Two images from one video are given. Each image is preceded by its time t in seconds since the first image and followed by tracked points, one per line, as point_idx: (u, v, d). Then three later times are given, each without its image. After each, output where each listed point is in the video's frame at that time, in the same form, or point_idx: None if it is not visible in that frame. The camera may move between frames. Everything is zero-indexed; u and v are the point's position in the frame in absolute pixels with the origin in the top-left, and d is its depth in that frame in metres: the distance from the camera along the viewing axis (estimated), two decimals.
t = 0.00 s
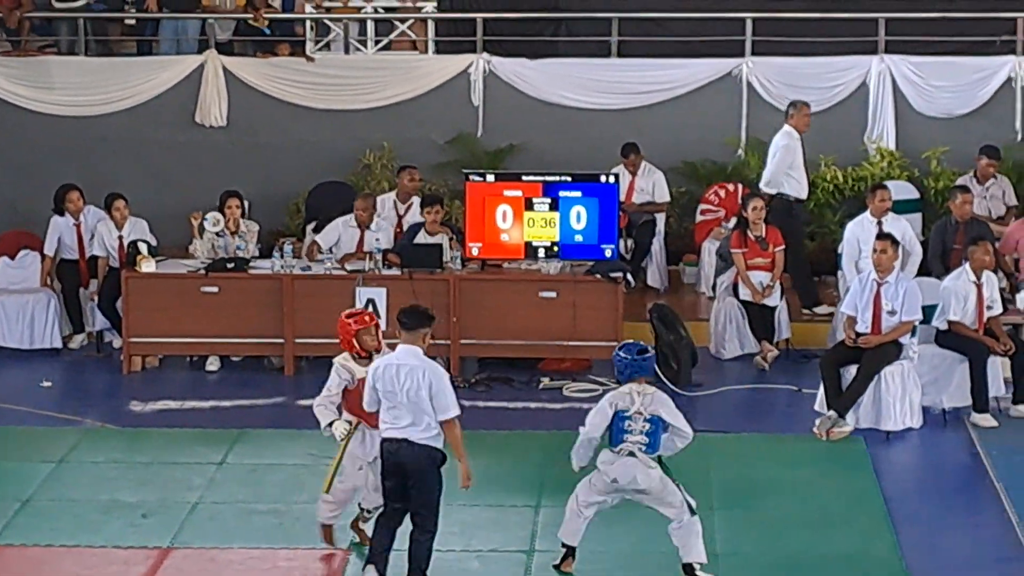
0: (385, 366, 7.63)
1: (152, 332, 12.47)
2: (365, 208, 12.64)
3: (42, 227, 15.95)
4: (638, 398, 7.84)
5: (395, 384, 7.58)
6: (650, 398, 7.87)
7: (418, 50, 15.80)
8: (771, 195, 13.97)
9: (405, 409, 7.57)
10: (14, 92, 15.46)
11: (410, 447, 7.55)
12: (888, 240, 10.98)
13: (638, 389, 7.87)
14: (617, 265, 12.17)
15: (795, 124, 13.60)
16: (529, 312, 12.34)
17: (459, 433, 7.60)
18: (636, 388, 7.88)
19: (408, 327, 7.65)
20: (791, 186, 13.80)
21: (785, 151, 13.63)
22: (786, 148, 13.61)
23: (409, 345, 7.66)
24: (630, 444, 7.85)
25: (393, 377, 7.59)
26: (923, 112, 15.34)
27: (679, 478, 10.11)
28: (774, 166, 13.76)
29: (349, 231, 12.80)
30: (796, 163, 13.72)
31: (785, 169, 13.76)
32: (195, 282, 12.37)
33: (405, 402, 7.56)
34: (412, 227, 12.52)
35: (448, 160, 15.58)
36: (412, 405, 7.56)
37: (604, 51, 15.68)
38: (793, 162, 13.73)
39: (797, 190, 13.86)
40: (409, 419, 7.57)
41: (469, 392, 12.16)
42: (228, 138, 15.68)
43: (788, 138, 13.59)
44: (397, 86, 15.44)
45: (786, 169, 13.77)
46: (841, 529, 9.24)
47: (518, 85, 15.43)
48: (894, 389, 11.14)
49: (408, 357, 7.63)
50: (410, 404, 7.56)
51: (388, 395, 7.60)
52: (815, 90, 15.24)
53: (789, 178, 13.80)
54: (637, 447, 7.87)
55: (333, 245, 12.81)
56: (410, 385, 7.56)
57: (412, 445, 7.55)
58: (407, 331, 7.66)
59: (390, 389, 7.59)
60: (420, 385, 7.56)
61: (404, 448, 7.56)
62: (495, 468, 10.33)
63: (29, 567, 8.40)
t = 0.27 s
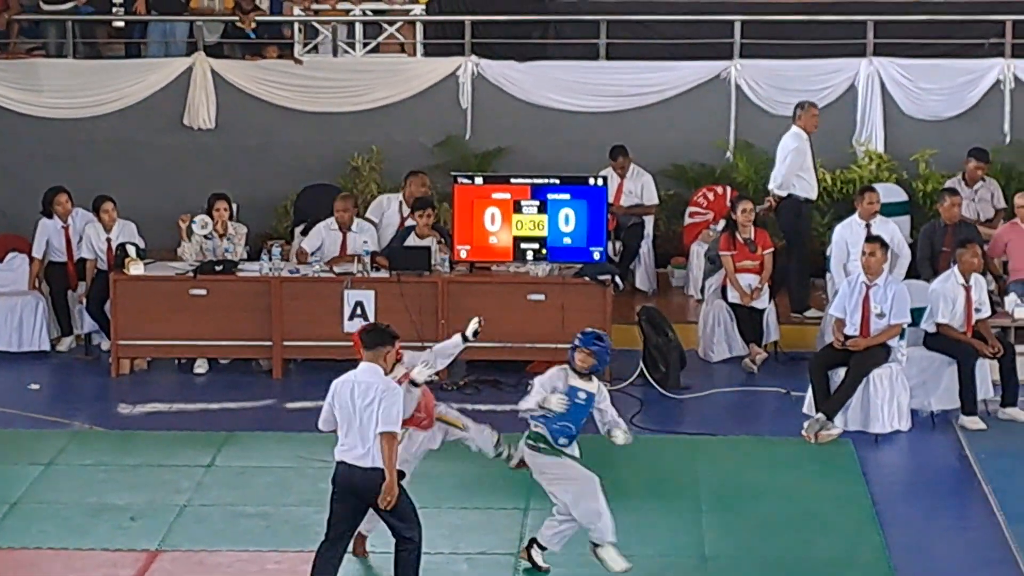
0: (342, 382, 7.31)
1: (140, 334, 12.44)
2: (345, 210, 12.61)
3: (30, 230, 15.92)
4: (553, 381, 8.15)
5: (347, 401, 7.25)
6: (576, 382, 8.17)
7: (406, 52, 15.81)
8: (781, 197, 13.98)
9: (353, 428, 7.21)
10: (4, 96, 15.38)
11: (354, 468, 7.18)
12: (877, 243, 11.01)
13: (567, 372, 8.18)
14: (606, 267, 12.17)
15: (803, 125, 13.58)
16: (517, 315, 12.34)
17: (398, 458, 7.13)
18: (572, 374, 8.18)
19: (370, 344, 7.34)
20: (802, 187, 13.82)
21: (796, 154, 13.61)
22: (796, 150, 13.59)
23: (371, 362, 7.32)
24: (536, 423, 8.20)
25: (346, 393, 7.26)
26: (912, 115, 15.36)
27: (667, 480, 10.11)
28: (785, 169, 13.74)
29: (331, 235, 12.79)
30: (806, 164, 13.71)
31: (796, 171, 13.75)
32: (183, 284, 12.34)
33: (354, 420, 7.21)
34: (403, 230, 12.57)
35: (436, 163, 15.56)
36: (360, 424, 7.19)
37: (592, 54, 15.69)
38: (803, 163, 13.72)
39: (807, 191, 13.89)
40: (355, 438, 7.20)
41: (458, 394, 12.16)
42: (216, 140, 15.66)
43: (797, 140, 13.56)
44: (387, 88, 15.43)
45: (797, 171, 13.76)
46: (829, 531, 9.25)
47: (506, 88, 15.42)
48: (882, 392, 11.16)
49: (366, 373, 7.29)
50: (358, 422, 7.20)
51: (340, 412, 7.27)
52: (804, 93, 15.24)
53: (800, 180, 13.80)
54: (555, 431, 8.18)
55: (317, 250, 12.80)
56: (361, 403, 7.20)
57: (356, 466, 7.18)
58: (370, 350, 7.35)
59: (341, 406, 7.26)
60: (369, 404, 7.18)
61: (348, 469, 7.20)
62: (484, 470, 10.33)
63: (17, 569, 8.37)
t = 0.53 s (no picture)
0: (336, 407, 7.25)
1: (132, 335, 12.43)
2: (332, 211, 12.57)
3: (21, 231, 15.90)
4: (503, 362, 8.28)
5: (346, 430, 7.21)
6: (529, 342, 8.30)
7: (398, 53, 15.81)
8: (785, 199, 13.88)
9: (355, 456, 7.20)
10: None
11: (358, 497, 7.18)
12: (868, 243, 11.04)
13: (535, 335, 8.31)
14: (597, 268, 12.19)
15: (809, 125, 13.59)
16: (508, 316, 12.33)
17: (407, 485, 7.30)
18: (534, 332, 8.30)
19: (359, 368, 7.30)
20: (805, 188, 13.70)
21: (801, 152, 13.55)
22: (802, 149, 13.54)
23: (360, 386, 7.30)
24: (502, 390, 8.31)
25: (345, 421, 7.21)
26: (903, 116, 15.37)
27: (659, 481, 10.13)
28: (790, 168, 13.67)
29: (318, 237, 12.76)
30: (811, 165, 13.63)
31: (801, 170, 13.67)
32: (175, 285, 12.33)
33: (356, 450, 7.20)
34: (396, 231, 12.59)
35: (428, 164, 15.57)
36: (364, 454, 7.20)
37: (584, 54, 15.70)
38: (809, 164, 13.64)
39: (811, 192, 13.74)
40: (358, 469, 7.19)
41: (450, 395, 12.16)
42: (208, 141, 15.65)
43: (803, 140, 13.51)
44: (378, 90, 15.35)
45: (801, 171, 13.68)
46: (821, 531, 9.27)
47: (497, 89, 15.34)
48: (874, 393, 11.17)
49: (360, 399, 7.28)
50: (360, 451, 7.20)
51: (337, 440, 7.21)
52: (795, 94, 15.16)
53: (804, 181, 13.70)
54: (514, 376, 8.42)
55: (305, 252, 12.72)
56: (363, 432, 7.20)
57: (361, 497, 7.18)
58: (358, 373, 7.30)
59: (340, 434, 7.20)
60: (374, 433, 7.21)
61: (351, 500, 7.18)
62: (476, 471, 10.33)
63: (9, 569, 8.37)
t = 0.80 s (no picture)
0: (327, 405, 7.14)
1: (127, 335, 12.41)
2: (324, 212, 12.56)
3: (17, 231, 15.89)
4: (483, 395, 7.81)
5: (337, 425, 7.10)
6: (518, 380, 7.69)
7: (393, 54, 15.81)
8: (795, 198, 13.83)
9: (345, 454, 7.08)
10: None
11: (349, 492, 7.05)
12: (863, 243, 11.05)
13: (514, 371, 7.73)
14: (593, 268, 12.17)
15: (818, 126, 13.38)
16: (503, 316, 12.32)
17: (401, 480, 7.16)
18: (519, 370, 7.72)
19: (348, 364, 7.19)
20: (814, 187, 13.65)
21: (808, 153, 13.49)
22: (809, 150, 13.47)
23: (352, 383, 7.19)
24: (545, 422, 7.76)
25: (336, 417, 7.11)
26: (898, 115, 15.37)
27: (654, 481, 10.12)
28: (797, 169, 13.59)
29: (311, 237, 12.76)
30: (819, 165, 13.56)
31: (810, 170, 13.59)
32: (171, 285, 12.32)
33: (348, 445, 7.08)
34: (391, 231, 12.64)
35: (424, 164, 15.57)
36: (357, 449, 7.08)
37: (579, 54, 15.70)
38: (816, 164, 13.56)
39: (821, 192, 13.69)
40: (352, 464, 7.07)
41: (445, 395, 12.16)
42: (204, 141, 15.64)
43: (812, 140, 13.45)
44: (375, 90, 15.40)
45: (810, 170, 13.61)
46: (815, 531, 9.27)
47: (493, 89, 15.39)
48: (869, 393, 11.18)
49: (351, 395, 7.17)
50: (353, 446, 7.08)
51: (329, 437, 7.10)
52: (789, 94, 15.22)
53: (813, 180, 13.64)
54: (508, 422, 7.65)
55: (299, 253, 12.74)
56: (354, 427, 7.09)
57: (354, 493, 7.05)
58: (347, 369, 7.20)
59: (331, 432, 7.09)
60: (366, 428, 7.10)
61: (343, 495, 7.04)
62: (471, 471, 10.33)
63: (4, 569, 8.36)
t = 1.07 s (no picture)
0: (292, 415, 6.77)
1: (124, 333, 12.41)
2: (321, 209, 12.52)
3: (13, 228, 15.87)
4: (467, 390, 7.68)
5: (299, 437, 6.72)
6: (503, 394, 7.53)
7: (390, 51, 15.81)
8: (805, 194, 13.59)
9: (306, 466, 6.70)
10: None
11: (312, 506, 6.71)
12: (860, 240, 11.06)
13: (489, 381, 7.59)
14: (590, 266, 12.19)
15: (828, 120, 13.19)
16: (500, 314, 12.31)
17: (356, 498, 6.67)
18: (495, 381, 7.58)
19: (317, 374, 6.81)
20: (824, 182, 13.44)
21: (819, 148, 13.31)
22: (819, 144, 13.29)
23: (319, 393, 6.79)
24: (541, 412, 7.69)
25: (299, 428, 6.72)
26: (895, 114, 15.43)
27: (652, 479, 10.12)
28: (807, 164, 13.36)
29: (308, 234, 12.74)
30: (830, 159, 13.33)
31: (821, 166, 13.38)
32: (168, 283, 12.31)
33: (308, 458, 6.70)
34: (388, 229, 12.65)
35: (421, 162, 15.58)
36: (315, 462, 6.68)
37: (577, 52, 15.70)
38: (827, 158, 13.33)
39: (831, 186, 13.49)
40: (312, 478, 6.69)
41: (442, 393, 12.16)
42: (200, 139, 15.62)
43: (822, 134, 13.27)
44: (372, 87, 15.44)
45: (822, 166, 13.41)
46: (813, 530, 9.27)
47: (490, 87, 15.41)
48: (866, 391, 11.19)
49: (316, 407, 6.75)
50: (312, 460, 6.69)
51: (293, 449, 6.74)
52: (785, 92, 15.30)
53: (824, 175, 13.43)
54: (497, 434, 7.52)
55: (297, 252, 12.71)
56: (315, 440, 6.69)
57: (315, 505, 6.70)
58: (319, 379, 6.80)
59: (293, 443, 6.72)
60: (323, 441, 6.67)
61: (306, 508, 6.71)
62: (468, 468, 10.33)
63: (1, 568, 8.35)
